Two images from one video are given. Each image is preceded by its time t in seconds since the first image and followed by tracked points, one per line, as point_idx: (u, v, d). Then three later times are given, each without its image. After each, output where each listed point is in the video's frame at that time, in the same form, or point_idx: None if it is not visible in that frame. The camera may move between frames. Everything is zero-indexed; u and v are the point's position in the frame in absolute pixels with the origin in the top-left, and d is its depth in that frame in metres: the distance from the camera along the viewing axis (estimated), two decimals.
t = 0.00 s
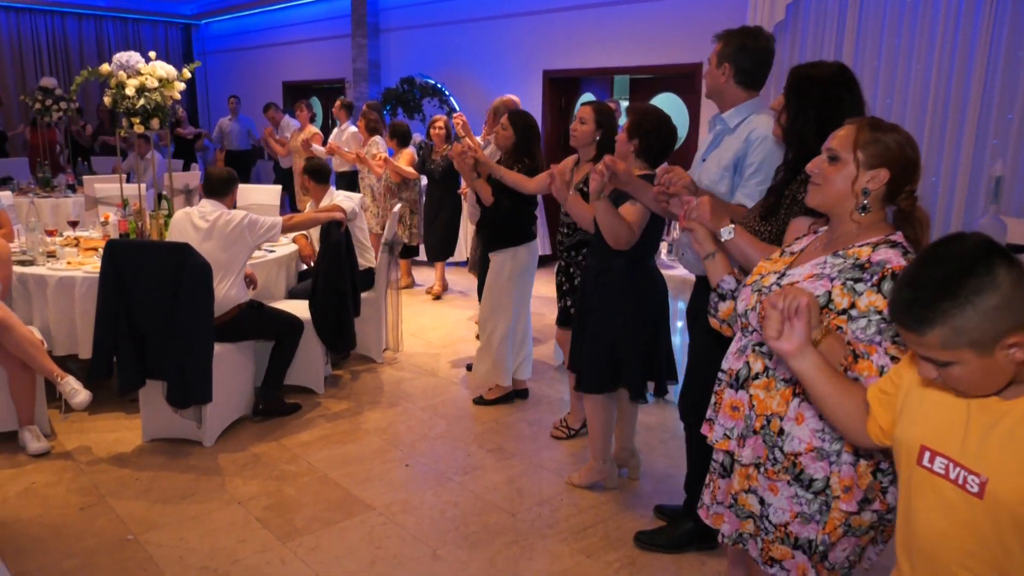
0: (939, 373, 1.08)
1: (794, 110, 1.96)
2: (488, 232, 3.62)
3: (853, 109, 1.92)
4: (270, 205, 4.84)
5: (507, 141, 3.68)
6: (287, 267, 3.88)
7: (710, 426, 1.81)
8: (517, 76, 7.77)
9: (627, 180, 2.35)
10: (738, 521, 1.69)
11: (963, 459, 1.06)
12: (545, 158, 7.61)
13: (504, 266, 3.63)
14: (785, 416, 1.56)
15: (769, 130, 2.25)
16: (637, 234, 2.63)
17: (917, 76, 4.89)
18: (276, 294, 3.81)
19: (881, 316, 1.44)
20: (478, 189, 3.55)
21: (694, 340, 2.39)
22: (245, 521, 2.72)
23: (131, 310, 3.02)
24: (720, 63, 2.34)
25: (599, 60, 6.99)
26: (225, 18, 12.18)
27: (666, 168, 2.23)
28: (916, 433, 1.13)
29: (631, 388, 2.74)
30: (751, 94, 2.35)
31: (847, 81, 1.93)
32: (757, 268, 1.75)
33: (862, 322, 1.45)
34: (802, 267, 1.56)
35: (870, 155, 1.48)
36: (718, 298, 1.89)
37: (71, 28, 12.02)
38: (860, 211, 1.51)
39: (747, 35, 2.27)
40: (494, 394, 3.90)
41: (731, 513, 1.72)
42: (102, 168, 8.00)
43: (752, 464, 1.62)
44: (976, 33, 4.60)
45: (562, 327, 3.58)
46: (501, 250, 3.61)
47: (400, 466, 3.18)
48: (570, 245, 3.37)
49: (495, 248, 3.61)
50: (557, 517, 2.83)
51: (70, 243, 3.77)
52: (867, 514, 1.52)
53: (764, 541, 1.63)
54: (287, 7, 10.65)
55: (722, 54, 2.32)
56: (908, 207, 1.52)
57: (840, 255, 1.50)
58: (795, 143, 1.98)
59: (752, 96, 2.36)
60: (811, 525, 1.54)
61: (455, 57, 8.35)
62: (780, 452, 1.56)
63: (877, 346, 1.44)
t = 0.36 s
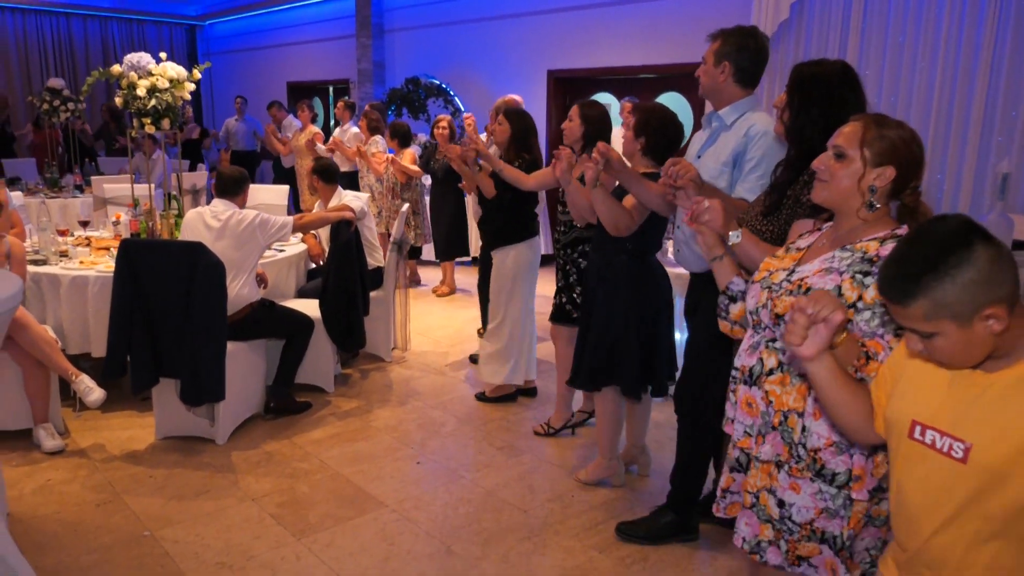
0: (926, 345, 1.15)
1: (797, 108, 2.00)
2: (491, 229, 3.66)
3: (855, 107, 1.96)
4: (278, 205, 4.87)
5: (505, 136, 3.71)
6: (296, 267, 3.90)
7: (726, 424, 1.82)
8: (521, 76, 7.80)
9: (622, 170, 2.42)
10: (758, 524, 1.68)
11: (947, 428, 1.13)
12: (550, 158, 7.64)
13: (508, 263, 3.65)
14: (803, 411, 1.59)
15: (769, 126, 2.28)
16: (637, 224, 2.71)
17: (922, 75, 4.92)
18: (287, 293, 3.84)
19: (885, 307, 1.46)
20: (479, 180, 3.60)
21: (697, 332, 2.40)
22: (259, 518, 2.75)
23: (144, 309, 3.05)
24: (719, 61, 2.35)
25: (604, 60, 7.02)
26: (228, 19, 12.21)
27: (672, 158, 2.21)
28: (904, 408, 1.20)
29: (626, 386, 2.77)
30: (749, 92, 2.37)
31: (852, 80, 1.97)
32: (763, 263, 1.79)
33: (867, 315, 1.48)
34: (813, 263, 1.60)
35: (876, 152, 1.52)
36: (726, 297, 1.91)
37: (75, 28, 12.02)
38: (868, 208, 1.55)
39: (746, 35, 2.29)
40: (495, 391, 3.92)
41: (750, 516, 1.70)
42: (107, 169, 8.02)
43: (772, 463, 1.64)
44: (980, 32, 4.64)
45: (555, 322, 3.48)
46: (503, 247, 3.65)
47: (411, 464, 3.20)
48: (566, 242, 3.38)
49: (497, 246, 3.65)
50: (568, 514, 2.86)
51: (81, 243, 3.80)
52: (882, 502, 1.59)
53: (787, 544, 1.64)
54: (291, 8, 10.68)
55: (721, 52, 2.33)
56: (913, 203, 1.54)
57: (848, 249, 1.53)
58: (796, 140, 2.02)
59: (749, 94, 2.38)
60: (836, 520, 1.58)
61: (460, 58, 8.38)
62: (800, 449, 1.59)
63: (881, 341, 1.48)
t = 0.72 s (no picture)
0: (976, 367, 1.15)
1: (807, 125, 1.97)
2: (508, 245, 3.68)
3: (872, 123, 1.90)
4: (306, 217, 4.93)
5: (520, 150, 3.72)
6: (324, 279, 3.94)
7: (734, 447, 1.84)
8: (547, 89, 7.83)
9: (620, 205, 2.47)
10: (761, 548, 1.69)
11: (1001, 453, 1.15)
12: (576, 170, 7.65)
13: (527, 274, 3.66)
14: (800, 429, 1.61)
15: (767, 142, 2.31)
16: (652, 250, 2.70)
17: (952, 85, 4.87)
18: (314, 304, 3.88)
19: (878, 319, 1.47)
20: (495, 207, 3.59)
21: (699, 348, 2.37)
22: (288, 527, 2.77)
23: (176, 320, 3.10)
24: (719, 74, 2.38)
25: (629, 72, 7.03)
26: (258, 35, 12.43)
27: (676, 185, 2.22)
28: (950, 432, 1.20)
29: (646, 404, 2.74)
30: (745, 106, 2.40)
31: (864, 92, 1.91)
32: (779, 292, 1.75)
33: (860, 328, 1.49)
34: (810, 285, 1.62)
35: (893, 172, 1.51)
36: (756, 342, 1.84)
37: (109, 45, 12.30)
38: (876, 229, 1.54)
39: (745, 50, 2.32)
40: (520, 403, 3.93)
41: (750, 539, 1.71)
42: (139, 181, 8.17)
43: (772, 484, 1.66)
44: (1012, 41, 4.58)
45: (564, 333, 3.50)
46: (521, 260, 3.67)
47: (437, 475, 3.21)
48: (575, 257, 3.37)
49: (515, 258, 3.67)
50: (595, 526, 2.85)
51: (115, 254, 3.87)
52: (884, 527, 1.54)
53: (793, 565, 1.64)
54: (319, 23, 10.84)
55: (721, 64, 2.36)
56: (924, 224, 1.55)
57: (843, 269, 1.55)
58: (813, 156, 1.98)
59: (746, 107, 2.41)
60: (838, 541, 1.57)
61: (485, 71, 8.45)
62: (796, 466, 1.61)
63: (874, 350, 1.47)
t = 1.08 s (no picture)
0: (928, 354, 1.14)
1: (785, 123, 2.05)
2: (496, 247, 3.66)
3: (857, 119, 1.99)
4: (303, 223, 4.93)
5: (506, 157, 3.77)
6: (322, 284, 3.93)
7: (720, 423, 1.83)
8: (543, 93, 7.85)
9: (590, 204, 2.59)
10: (750, 532, 1.67)
11: (947, 433, 1.15)
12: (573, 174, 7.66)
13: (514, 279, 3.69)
14: (802, 417, 1.56)
15: (734, 144, 2.34)
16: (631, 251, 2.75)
17: (948, 87, 4.88)
18: (312, 310, 3.87)
19: (888, 322, 1.46)
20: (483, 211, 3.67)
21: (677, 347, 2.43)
22: (287, 533, 2.76)
23: (176, 326, 3.09)
24: (686, 76, 2.45)
25: (626, 75, 7.04)
26: (254, 40, 12.44)
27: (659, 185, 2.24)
28: (904, 413, 1.21)
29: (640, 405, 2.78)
30: (711, 108, 2.47)
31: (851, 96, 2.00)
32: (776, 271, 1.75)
33: (869, 327, 1.47)
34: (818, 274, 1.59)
35: (891, 163, 1.52)
36: (745, 313, 1.82)
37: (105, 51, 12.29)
38: (885, 217, 1.54)
39: (710, 53, 2.40)
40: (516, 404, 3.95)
41: (743, 522, 1.70)
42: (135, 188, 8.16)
43: (768, 467, 1.62)
44: (1007, 42, 4.60)
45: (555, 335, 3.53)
46: (509, 264, 3.67)
47: (436, 480, 3.21)
48: (565, 259, 3.40)
49: (504, 262, 3.66)
50: (596, 530, 2.85)
51: (112, 261, 3.86)
52: (886, 513, 1.54)
53: (779, 551, 1.61)
54: (316, 29, 10.86)
55: (688, 67, 2.43)
56: (923, 216, 1.54)
57: (855, 261, 1.52)
58: (803, 155, 2.02)
59: (710, 110, 2.47)
60: (830, 526, 1.55)
61: (482, 75, 8.46)
62: (797, 453, 1.56)
63: (875, 354, 1.47)
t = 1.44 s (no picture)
0: (882, 344, 1.22)
1: (760, 127, 2.07)
2: (482, 242, 3.79)
3: (827, 121, 2.01)
4: (302, 225, 4.93)
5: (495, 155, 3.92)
6: (321, 286, 3.94)
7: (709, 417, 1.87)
8: (542, 95, 7.85)
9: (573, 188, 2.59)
10: (739, 519, 1.72)
11: (911, 426, 1.24)
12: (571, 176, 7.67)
13: (495, 277, 3.83)
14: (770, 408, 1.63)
15: (705, 147, 2.46)
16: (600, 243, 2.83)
17: (944, 90, 4.90)
18: (310, 313, 3.87)
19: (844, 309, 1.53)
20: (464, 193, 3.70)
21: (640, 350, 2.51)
22: (286, 536, 2.76)
23: (174, 329, 3.09)
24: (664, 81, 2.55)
25: (624, 78, 7.06)
26: (252, 43, 12.43)
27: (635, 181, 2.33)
28: (874, 405, 1.31)
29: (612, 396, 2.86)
30: (687, 112, 2.58)
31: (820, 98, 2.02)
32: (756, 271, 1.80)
33: (825, 315, 1.54)
34: (781, 272, 1.66)
35: (860, 168, 1.58)
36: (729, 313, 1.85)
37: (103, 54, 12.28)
38: (852, 221, 1.60)
39: (687, 59, 2.49)
40: (486, 396, 4.08)
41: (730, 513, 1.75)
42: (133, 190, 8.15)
43: (745, 456, 1.68)
44: (1003, 46, 4.62)
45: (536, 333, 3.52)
46: (492, 260, 3.81)
47: (435, 482, 3.21)
48: (547, 257, 3.38)
49: (487, 258, 3.80)
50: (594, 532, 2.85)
51: (110, 263, 3.86)
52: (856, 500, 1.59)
53: (764, 533, 1.67)
54: (314, 31, 10.86)
55: (666, 73, 2.53)
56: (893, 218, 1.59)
57: (817, 256, 1.59)
58: (772, 156, 2.05)
59: (687, 114, 2.58)
60: (803, 514, 1.61)
61: (480, 78, 8.47)
62: (767, 444, 1.63)
63: (838, 342, 1.52)
